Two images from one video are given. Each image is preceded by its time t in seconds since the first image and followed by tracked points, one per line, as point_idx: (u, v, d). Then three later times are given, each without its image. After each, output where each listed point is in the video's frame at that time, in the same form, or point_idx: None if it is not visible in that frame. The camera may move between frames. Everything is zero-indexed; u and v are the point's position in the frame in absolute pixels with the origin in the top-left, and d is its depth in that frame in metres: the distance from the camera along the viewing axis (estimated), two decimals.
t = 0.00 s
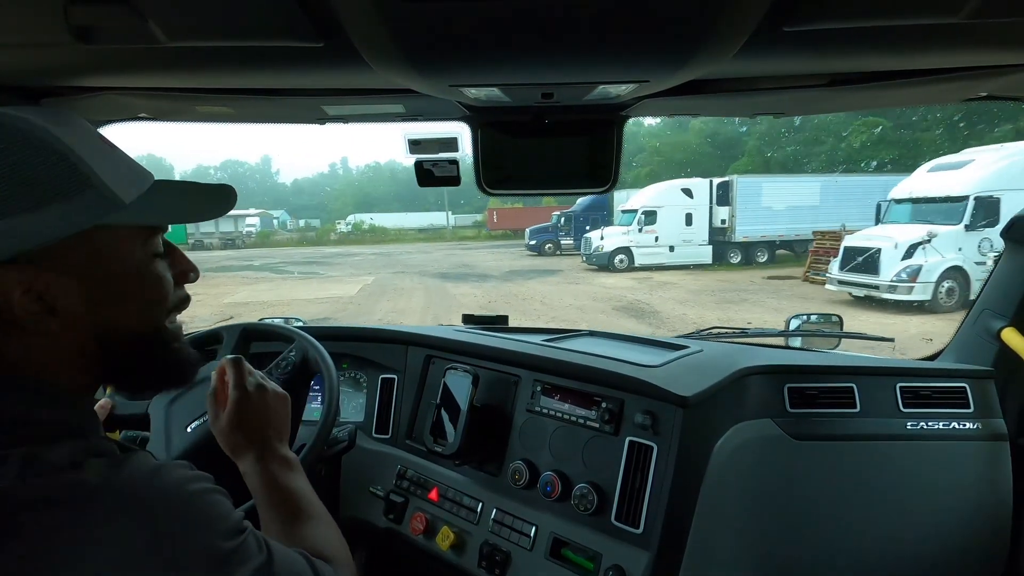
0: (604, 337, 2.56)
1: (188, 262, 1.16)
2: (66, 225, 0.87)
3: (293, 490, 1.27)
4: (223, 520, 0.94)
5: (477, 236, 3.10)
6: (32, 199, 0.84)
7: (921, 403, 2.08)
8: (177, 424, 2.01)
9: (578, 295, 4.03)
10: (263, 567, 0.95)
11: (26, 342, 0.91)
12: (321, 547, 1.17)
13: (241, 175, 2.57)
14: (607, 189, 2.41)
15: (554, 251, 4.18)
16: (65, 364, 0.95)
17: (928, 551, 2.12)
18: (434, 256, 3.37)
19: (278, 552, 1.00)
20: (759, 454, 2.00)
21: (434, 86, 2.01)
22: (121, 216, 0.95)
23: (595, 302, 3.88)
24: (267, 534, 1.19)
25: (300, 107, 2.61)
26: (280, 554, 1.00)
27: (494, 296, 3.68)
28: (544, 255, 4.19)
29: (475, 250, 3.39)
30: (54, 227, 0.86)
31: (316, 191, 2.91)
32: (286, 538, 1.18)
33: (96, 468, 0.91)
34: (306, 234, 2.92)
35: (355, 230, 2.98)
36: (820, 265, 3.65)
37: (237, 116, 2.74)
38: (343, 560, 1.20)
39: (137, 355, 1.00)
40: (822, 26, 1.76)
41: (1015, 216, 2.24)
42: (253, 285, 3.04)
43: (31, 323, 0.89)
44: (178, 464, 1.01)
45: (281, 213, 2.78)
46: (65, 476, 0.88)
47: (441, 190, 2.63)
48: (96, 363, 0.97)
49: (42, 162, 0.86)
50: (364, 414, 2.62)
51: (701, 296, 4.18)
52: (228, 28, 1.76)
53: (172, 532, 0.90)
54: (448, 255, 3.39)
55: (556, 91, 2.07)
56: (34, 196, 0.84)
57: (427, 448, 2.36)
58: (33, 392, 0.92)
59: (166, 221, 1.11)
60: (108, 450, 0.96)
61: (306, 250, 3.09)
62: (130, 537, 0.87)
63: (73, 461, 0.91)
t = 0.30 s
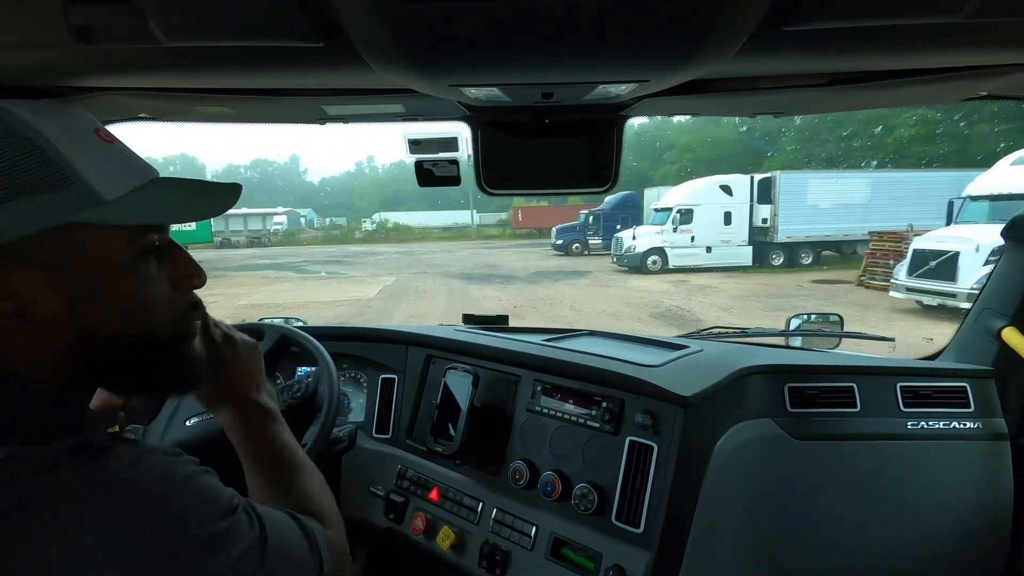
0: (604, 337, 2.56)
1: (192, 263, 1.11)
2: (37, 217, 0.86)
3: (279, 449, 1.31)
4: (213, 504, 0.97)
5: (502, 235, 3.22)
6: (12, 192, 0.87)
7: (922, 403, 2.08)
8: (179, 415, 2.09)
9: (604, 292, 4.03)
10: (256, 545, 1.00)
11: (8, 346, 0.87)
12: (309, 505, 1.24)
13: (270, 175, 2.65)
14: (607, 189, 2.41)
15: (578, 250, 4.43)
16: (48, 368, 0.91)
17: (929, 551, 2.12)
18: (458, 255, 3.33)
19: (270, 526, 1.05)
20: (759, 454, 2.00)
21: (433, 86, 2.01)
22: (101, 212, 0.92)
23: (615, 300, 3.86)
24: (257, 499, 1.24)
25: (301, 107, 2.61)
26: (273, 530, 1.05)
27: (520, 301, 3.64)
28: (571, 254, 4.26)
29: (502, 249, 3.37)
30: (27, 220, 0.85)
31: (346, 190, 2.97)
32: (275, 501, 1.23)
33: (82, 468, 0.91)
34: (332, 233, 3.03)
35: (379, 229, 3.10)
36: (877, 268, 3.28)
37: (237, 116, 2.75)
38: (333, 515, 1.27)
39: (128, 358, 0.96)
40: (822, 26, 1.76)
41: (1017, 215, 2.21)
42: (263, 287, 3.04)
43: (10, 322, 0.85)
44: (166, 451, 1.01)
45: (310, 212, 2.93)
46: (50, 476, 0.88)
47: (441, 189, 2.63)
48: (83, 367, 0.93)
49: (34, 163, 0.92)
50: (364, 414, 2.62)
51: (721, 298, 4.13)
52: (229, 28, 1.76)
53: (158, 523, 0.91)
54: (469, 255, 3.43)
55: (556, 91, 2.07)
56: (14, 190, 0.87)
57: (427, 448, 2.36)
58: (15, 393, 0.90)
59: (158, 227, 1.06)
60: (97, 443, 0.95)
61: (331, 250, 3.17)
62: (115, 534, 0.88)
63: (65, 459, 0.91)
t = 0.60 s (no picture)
0: (604, 337, 2.56)
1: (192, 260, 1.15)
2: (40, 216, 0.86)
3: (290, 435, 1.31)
4: (215, 509, 0.96)
5: (523, 233, 3.17)
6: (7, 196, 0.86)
7: (921, 403, 2.08)
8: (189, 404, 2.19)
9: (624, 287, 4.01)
10: (253, 552, 0.98)
11: (1, 346, 0.86)
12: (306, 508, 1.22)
13: (293, 173, 2.80)
14: (607, 189, 2.41)
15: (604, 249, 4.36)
16: (44, 369, 0.90)
17: (929, 552, 2.12)
18: (479, 254, 3.34)
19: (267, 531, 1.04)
20: (758, 454, 2.00)
21: (433, 86, 2.01)
22: (97, 210, 0.92)
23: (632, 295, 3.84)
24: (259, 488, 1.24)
25: (301, 107, 2.61)
26: (271, 533, 1.04)
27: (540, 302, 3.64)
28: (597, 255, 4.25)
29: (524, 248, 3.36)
30: (31, 223, 0.84)
31: (367, 189, 2.96)
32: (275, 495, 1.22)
33: (76, 474, 0.90)
34: (352, 230, 3.01)
35: (399, 227, 3.02)
36: (937, 269, 2.75)
37: (237, 116, 2.75)
38: (328, 526, 1.25)
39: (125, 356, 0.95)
40: (822, 27, 1.77)
41: (1016, 217, 2.22)
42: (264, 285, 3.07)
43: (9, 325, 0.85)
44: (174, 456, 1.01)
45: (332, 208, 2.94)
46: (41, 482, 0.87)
47: (441, 190, 2.63)
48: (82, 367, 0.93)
49: (24, 163, 0.90)
50: (364, 414, 2.62)
51: (743, 298, 4.08)
52: (229, 28, 1.76)
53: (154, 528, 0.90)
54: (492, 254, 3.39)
55: (556, 91, 2.07)
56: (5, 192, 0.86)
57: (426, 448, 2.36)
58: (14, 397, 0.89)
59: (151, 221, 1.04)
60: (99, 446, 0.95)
61: (350, 248, 3.16)
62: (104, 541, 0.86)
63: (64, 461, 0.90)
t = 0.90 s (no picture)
0: (605, 337, 2.56)
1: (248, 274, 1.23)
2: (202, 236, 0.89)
3: (340, 422, 1.19)
4: (264, 521, 0.89)
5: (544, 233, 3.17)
6: (189, 202, 0.89)
7: (922, 403, 2.08)
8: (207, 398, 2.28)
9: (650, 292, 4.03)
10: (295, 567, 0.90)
11: (139, 353, 0.86)
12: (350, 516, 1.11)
13: (318, 172, 2.91)
14: (607, 189, 2.40)
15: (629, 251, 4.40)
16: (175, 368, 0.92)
17: (929, 551, 2.12)
18: (497, 254, 3.36)
19: (311, 546, 0.95)
20: (759, 454, 2.00)
21: (433, 86, 2.01)
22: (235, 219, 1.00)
23: (644, 295, 3.84)
24: (308, 489, 1.12)
25: (301, 108, 2.61)
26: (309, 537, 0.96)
27: (556, 304, 3.65)
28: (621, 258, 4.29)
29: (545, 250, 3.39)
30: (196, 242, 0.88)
31: (389, 187, 2.85)
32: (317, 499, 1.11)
33: (140, 481, 0.82)
34: (372, 229, 3.02)
35: (421, 226, 3.00)
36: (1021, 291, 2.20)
37: (238, 116, 2.74)
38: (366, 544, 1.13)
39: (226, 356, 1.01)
40: (822, 26, 1.76)
41: (1017, 216, 2.21)
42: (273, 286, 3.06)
43: (173, 325, 0.87)
44: (230, 464, 0.94)
45: (353, 207, 2.92)
46: (102, 492, 0.79)
47: (442, 190, 2.63)
48: (194, 365, 0.96)
49: (173, 172, 0.88)
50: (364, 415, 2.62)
51: (760, 298, 4.07)
52: (229, 28, 1.76)
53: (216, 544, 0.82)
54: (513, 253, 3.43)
55: (556, 91, 2.07)
56: (183, 197, 0.88)
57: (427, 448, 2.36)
58: (103, 401, 0.84)
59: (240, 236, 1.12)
60: (161, 450, 0.87)
61: (371, 248, 3.18)
62: (174, 555, 0.79)
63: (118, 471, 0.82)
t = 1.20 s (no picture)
0: (604, 337, 2.56)
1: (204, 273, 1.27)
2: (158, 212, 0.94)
3: (265, 438, 1.32)
4: (227, 498, 0.94)
5: (560, 233, 3.15)
6: (145, 186, 0.95)
7: (921, 403, 2.08)
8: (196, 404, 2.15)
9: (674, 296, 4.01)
10: (268, 534, 0.98)
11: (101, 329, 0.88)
12: (307, 500, 1.26)
13: (333, 174, 2.90)
14: (607, 189, 2.40)
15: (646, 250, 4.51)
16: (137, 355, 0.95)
17: (929, 551, 2.12)
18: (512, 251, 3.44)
19: (280, 520, 1.03)
20: (759, 454, 2.00)
21: (433, 86, 2.01)
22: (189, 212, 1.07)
23: (657, 295, 3.84)
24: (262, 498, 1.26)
25: (300, 107, 2.61)
26: (283, 523, 1.03)
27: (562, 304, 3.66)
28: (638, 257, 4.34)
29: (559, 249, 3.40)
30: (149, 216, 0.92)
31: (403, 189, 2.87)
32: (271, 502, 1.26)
33: (100, 463, 0.88)
34: (385, 230, 3.17)
35: (434, 227, 3.13)
36: None
37: (237, 116, 2.74)
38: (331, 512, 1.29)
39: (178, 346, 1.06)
40: (824, 26, 1.76)
41: (1017, 217, 2.22)
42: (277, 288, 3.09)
43: (136, 308, 0.90)
44: (190, 444, 0.98)
45: (368, 209, 3.05)
46: (67, 470, 0.85)
47: (442, 189, 2.63)
48: (147, 357, 0.99)
49: (128, 155, 0.95)
50: (364, 414, 2.62)
51: (762, 298, 4.07)
52: (228, 28, 1.76)
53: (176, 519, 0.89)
54: (522, 251, 3.51)
55: (556, 91, 2.07)
56: (146, 187, 0.95)
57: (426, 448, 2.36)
58: (68, 392, 0.89)
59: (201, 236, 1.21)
60: (122, 437, 0.93)
61: (384, 248, 3.38)
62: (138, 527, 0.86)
63: (81, 451, 0.88)
